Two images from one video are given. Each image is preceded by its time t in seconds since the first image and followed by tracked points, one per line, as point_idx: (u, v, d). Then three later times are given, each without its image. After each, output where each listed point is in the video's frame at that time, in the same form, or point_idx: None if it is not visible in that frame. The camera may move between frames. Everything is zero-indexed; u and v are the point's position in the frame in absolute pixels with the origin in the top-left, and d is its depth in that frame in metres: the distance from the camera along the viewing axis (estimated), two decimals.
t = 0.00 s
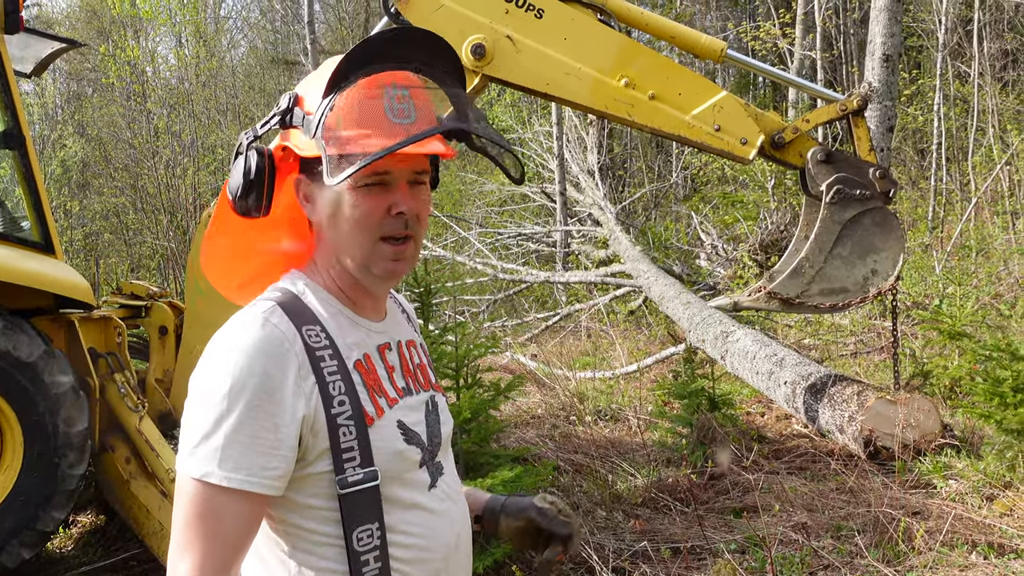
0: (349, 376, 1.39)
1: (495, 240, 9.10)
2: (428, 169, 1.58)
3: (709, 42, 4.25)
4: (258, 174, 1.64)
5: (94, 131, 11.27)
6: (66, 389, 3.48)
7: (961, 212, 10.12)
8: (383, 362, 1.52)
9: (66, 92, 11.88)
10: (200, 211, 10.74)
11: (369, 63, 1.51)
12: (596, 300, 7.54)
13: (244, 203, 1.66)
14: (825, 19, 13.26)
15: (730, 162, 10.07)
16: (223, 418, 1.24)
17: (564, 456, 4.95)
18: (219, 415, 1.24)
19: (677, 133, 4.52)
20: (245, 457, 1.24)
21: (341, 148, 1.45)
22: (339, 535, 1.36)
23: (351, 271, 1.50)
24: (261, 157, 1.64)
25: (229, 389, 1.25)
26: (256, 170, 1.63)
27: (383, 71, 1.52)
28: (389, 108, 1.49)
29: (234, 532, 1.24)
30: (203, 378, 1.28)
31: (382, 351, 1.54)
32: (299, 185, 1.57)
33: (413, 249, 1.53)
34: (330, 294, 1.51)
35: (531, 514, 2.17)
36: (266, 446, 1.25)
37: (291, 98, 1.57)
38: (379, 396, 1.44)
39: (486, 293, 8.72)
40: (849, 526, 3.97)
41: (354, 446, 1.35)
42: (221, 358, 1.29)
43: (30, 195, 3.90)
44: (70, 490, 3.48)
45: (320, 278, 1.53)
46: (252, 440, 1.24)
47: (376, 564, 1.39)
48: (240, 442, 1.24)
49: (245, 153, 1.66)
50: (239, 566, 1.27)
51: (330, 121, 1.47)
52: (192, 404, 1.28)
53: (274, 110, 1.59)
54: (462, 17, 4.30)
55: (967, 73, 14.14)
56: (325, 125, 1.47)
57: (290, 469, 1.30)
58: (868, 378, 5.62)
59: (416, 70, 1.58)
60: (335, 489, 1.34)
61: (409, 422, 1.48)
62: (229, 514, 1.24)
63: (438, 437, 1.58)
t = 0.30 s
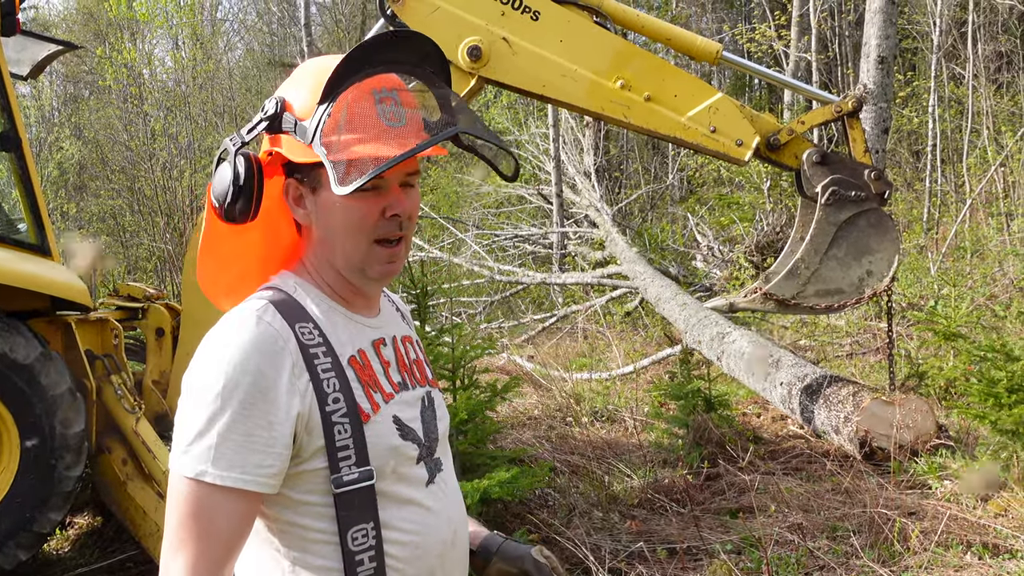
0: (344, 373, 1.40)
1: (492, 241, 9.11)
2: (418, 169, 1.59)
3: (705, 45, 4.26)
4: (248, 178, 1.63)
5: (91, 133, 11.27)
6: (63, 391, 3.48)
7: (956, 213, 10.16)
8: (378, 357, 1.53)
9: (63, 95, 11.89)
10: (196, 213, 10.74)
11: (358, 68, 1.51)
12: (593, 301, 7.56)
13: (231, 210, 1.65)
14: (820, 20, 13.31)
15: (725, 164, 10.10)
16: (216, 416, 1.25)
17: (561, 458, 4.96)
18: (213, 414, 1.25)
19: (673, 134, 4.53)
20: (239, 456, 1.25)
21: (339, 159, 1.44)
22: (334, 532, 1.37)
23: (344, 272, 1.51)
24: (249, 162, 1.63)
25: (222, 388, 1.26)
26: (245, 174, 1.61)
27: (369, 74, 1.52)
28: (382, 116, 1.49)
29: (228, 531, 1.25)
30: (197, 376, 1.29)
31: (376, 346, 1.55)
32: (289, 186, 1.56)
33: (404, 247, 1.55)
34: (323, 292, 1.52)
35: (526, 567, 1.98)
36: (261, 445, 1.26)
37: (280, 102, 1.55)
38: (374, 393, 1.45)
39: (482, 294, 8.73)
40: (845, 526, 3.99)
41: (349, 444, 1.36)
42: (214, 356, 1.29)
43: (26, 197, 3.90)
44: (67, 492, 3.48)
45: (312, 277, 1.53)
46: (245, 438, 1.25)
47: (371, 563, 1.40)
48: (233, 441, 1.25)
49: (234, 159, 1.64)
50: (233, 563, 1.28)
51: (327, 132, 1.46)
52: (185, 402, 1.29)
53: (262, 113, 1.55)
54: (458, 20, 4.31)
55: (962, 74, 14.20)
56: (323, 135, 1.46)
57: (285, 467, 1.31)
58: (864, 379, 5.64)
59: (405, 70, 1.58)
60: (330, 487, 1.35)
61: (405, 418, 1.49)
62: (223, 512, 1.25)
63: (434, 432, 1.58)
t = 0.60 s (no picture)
0: (336, 375, 1.39)
1: (489, 241, 9.10)
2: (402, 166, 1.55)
3: (702, 45, 4.26)
4: (234, 178, 1.75)
5: (87, 132, 11.23)
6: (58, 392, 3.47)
7: (952, 214, 10.17)
8: (373, 359, 1.52)
9: (58, 94, 11.84)
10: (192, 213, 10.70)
11: (328, 62, 1.55)
12: (590, 301, 7.55)
13: (228, 211, 1.77)
14: (817, 20, 13.31)
15: (722, 164, 10.09)
16: (206, 419, 1.24)
17: (558, 458, 4.95)
18: (203, 416, 1.25)
19: (670, 134, 4.52)
20: (230, 458, 1.24)
21: (298, 153, 1.46)
22: (328, 535, 1.36)
23: (330, 271, 1.50)
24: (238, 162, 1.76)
25: (212, 390, 1.25)
26: (231, 175, 1.74)
27: (343, 71, 1.54)
28: (352, 106, 1.48)
29: (220, 534, 1.25)
30: (188, 378, 1.28)
31: (372, 347, 1.54)
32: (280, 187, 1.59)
33: (390, 248, 1.52)
34: (315, 292, 1.51)
35: None
36: (250, 447, 1.25)
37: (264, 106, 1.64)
38: (368, 395, 1.44)
39: (479, 294, 8.71)
40: (842, 526, 3.98)
41: (342, 445, 1.35)
42: (205, 359, 1.29)
43: (22, 197, 3.88)
44: (62, 492, 3.47)
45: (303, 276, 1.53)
46: (236, 442, 1.24)
47: (364, 566, 1.39)
48: (224, 444, 1.24)
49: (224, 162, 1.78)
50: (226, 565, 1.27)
51: (295, 127, 1.49)
52: (177, 404, 1.29)
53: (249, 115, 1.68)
54: (455, 19, 4.31)
55: (959, 74, 14.21)
56: (290, 130, 1.49)
57: (276, 470, 1.30)
58: (861, 380, 5.64)
59: (377, 64, 1.65)
60: (323, 490, 1.34)
61: (400, 420, 1.49)
62: (215, 515, 1.24)
63: (432, 435, 1.58)
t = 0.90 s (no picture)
0: (327, 377, 1.39)
1: (486, 240, 9.10)
2: (393, 167, 1.54)
3: (700, 44, 4.26)
4: (226, 177, 1.78)
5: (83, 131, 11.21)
6: (54, 390, 3.45)
7: (949, 213, 10.18)
8: (367, 359, 1.52)
9: (55, 92, 11.82)
10: (189, 211, 10.68)
11: (312, 64, 1.55)
12: (587, 300, 7.55)
13: (223, 208, 1.81)
14: (814, 20, 13.32)
15: (719, 163, 10.10)
16: (194, 420, 1.24)
17: (555, 457, 4.95)
18: (190, 418, 1.24)
19: (667, 133, 4.52)
20: (218, 460, 1.23)
21: (282, 153, 1.46)
22: (320, 537, 1.36)
23: (321, 272, 1.50)
24: (230, 161, 1.79)
25: (200, 391, 1.24)
26: (223, 174, 1.78)
27: (331, 71, 1.53)
28: (339, 108, 1.48)
29: (209, 535, 1.24)
30: (177, 379, 1.28)
31: (366, 347, 1.54)
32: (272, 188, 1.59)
33: (379, 251, 1.52)
34: (308, 292, 1.52)
35: None
36: (238, 449, 1.25)
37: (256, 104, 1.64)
38: (360, 396, 1.44)
39: (476, 293, 8.72)
40: (838, 526, 3.99)
41: (332, 448, 1.35)
42: (193, 360, 1.28)
43: (18, 196, 3.87)
44: (58, 491, 3.46)
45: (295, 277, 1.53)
46: (224, 443, 1.24)
47: (357, 568, 1.39)
48: (212, 445, 1.23)
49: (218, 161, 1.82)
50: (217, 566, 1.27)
51: (280, 127, 1.49)
52: (166, 406, 1.28)
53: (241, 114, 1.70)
54: (452, 18, 4.30)
55: (955, 74, 14.23)
56: (275, 131, 1.49)
57: (266, 472, 1.30)
58: (857, 379, 5.65)
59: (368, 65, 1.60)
60: (313, 492, 1.34)
61: (394, 421, 1.48)
62: (204, 516, 1.24)
63: (427, 437, 1.58)
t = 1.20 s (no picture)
0: (325, 378, 1.39)
1: (484, 238, 9.10)
2: (388, 166, 1.54)
3: (698, 42, 4.26)
4: (224, 177, 1.78)
5: (80, 129, 11.20)
6: (51, 389, 3.46)
7: (946, 211, 10.20)
8: (365, 360, 1.52)
9: (52, 91, 11.81)
10: (186, 209, 10.67)
11: (306, 61, 1.55)
12: (584, 298, 7.56)
13: (221, 207, 1.81)
14: (811, 18, 13.32)
15: (717, 161, 10.11)
16: (189, 420, 1.24)
17: (553, 455, 4.95)
18: (186, 418, 1.24)
19: (665, 132, 4.53)
20: (214, 461, 1.23)
21: (275, 150, 1.47)
22: (316, 540, 1.35)
23: (317, 272, 1.50)
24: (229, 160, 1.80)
25: (197, 391, 1.25)
26: (222, 174, 1.77)
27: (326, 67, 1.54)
28: (333, 106, 1.47)
29: (203, 536, 1.24)
30: (174, 380, 1.28)
31: (363, 348, 1.53)
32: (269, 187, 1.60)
33: (374, 251, 1.52)
34: (305, 293, 1.52)
35: None
36: (233, 450, 1.24)
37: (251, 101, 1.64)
38: (358, 397, 1.44)
39: (474, 292, 8.73)
40: (836, 524, 3.99)
41: (329, 449, 1.34)
42: (190, 360, 1.28)
43: (14, 194, 3.88)
44: (55, 491, 3.46)
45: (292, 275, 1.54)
46: (220, 445, 1.24)
47: (354, 571, 1.38)
48: (208, 446, 1.23)
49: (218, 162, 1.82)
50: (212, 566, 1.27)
51: (273, 125, 1.49)
52: (163, 405, 1.29)
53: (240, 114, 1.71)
54: (449, 16, 4.30)
55: (952, 72, 14.24)
56: (269, 128, 1.49)
57: (263, 473, 1.30)
58: (855, 377, 5.66)
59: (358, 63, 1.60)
60: (310, 494, 1.34)
61: (391, 424, 1.48)
62: (199, 517, 1.24)
63: (424, 439, 1.57)
